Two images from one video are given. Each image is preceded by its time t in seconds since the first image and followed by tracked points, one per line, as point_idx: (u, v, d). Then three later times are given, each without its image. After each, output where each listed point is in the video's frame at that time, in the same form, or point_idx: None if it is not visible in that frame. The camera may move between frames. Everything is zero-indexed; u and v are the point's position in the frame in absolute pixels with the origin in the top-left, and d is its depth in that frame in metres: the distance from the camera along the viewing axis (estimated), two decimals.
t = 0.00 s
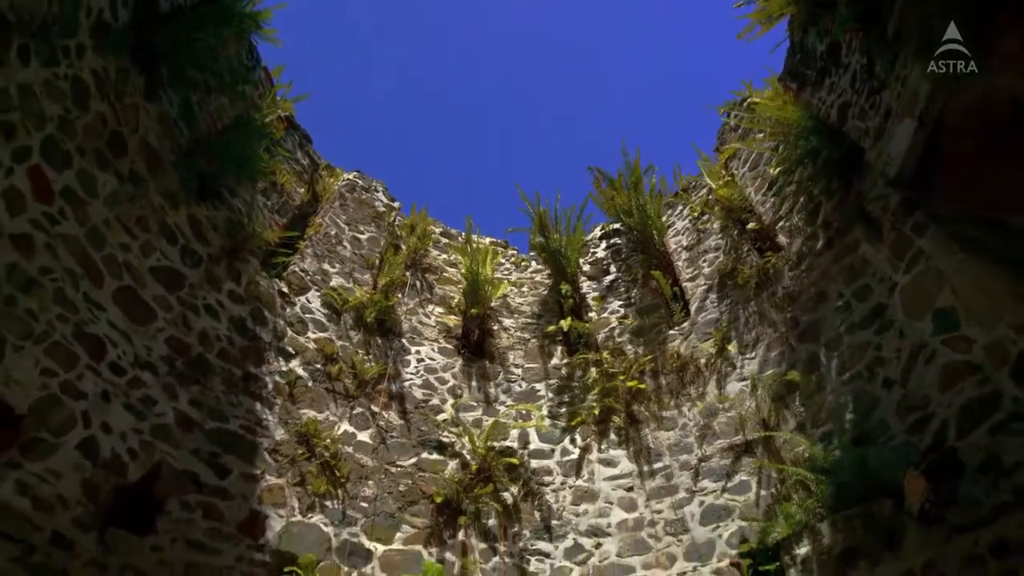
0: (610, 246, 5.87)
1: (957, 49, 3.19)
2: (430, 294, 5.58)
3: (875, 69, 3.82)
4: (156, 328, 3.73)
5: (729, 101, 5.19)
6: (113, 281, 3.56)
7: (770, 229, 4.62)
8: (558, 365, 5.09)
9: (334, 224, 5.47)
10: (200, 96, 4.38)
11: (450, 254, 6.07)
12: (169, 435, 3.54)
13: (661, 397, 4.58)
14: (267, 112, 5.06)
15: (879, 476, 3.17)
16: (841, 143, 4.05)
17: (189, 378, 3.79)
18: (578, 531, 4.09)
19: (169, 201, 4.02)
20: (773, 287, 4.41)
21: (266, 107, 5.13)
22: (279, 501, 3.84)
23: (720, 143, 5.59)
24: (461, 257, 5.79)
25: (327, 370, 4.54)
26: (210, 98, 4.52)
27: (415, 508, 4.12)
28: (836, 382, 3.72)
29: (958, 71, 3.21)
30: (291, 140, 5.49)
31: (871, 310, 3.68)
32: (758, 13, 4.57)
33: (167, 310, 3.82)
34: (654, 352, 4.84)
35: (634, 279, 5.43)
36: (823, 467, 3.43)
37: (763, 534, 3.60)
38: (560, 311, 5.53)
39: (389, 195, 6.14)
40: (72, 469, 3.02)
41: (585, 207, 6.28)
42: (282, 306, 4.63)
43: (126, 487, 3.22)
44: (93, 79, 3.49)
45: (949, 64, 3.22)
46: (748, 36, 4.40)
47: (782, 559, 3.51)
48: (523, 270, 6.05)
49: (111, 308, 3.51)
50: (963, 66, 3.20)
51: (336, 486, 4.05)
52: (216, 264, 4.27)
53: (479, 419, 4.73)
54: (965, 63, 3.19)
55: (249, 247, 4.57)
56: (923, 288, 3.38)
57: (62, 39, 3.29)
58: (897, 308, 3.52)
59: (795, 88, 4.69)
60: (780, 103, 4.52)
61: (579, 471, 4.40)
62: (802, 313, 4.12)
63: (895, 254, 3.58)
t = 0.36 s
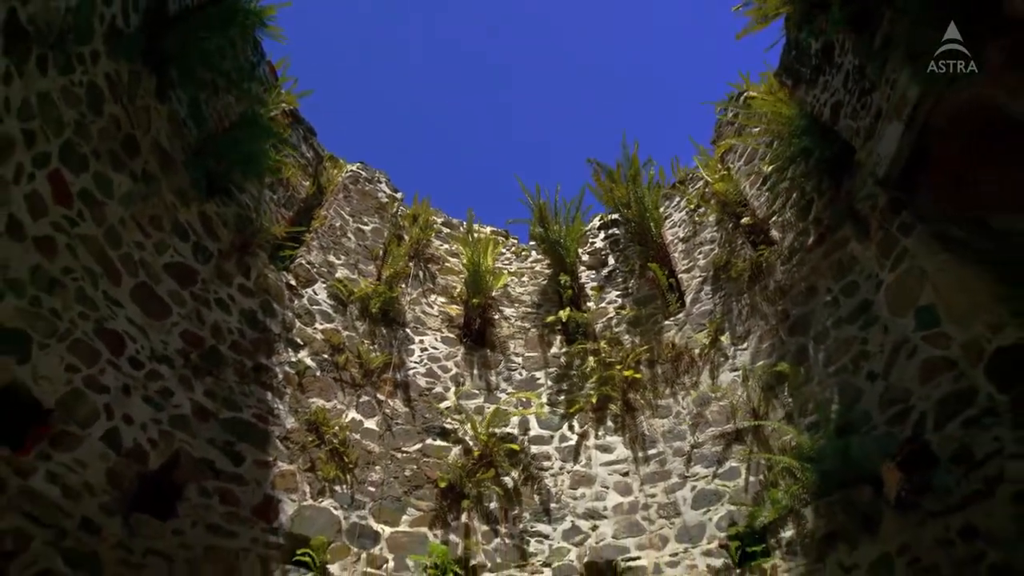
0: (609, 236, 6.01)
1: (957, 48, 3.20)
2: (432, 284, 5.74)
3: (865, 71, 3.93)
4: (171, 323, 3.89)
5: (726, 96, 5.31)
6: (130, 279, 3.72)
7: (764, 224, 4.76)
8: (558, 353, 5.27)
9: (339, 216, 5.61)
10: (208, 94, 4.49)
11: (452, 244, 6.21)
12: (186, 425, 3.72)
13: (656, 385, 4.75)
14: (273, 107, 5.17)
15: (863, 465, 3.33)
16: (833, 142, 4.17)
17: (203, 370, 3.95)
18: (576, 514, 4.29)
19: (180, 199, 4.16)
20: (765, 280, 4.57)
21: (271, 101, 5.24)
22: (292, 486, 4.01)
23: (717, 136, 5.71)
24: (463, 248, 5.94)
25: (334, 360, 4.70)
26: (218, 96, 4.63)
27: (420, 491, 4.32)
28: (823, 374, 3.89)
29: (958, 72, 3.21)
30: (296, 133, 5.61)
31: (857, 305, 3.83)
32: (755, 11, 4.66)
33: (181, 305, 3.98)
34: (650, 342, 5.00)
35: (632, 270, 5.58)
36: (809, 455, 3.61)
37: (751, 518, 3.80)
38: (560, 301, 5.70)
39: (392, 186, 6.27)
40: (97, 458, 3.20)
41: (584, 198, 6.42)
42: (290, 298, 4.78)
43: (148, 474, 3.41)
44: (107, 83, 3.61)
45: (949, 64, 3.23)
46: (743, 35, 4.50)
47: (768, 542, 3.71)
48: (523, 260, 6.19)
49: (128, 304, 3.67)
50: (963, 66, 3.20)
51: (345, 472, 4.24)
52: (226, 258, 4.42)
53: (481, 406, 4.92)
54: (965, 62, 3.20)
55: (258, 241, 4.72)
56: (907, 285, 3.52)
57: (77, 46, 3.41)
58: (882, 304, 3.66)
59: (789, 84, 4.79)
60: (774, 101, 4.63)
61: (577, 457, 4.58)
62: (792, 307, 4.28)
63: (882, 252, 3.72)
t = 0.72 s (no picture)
0: (607, 226, 6.16)
1: (959, 48, 3.16)
2: (436, 273, 5.90)
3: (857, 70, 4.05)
4: (186, 315, 4.06)
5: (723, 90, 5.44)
6: (146, 273, 3.88)
7: (757, 216, 4.90)
8: (557, 341, 5.44)
9: (343, 206, 5.76)
10: (217, 90, 4.60)
11: (455, 232, 6.37)
12: (203, 412, 3.91)
13: (653, 372, 4.93)
14: (279, 100, 5.29)
15: (849, 451, 3.55)
16: (826, 139, 4.30)
17: (217, 359, 4.13)
18: (574, 495, 4.48)
19: (192, 194, 4.31)
20: (758, 272, 4.72)
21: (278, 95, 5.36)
22: (303, 469, 4.19)
23: (715, 128, 5.84)
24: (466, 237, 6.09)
25: (341, 348, 4.88)
26: (227, 91, 4.75)
27: (425, 474, 4.52)
28: (812, 364, 4.06)
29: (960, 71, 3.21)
30: (301, 125, 5.74)
31: (846, 298, 4.01)
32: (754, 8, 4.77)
33: (195, 297, 4.15)
34: (647, 331, 5.17)
35: (629, 259, 5.73)
36: (795, 441, 3.80)
37: (740, 500, 3.97)
38: (559, 290, 5.87)
39: (395, 175, 6.41)
40: (121, 445, 3.39)
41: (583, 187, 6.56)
42: (299, 288, 4.94)
43: (167, 459, 3.61)
44: (120, 85, 3.74)
45: (950, 64, 3.23)
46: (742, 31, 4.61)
47: (756, 523, 3.86)
48: (523, 248, 6.35)
49: (145, 297, 3.83)
50: (964, 67, 3.19)
51: (353, 455, 4.42)
52: (237, 251, 4.57)
53: (483, 392, 5.10)
54: (967, 63, 3.18)
55: (267, 234, 4.87)
56: (891, 281, 3.74)
57: (93, 50, 3.53)
58: (868, 298, 3.87)
59: (785, 79, 4.90)
60: (769, 97, 4.75)
61: (575, 441, 4.77)
62: (784, 298, 4.43)
63: (870, 248, 3.92)
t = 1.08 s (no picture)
0: (606, 215, 6.31)
1: (958, 49, 3.26)
2: (438, 262, 6.06)
3: (848, 70, 4.17)
4: (200, 307, 4.23)
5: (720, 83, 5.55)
6: (161, 268, 4.04)
7: (752, 209, 5.04)
8: (557, 329, 5.62)
9: (348, 197, 5.91)
10: (228, 87, 4.73)
11: (457, 221, 6.52)
12: (217, 400, 4.09)
13: (648, 360, 5.11)
14: (284, 94, 5.41)
15: (834, 437, 3.76)
16: (818, 137, 4.43)
17: (230, 349, 4.31)
18: (572, 478, 4.69)
19: (203, 190, 4.46)
20: (751, 264, 4.88)
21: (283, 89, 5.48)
22: (313, 454, 4.38)
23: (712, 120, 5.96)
24: (468, 227, 6.24)
25: (348, 337, 5.05)
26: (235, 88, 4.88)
27: (430, 457, 4.72)
28: (800, 353, 4.24)
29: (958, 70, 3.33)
30: (305, 118, 5.88)
31: (834, 291, 4.17)
32: (749, 5, 4.87)
33: (207, 290, 4.32)
34: (643, 320, 5.34)
35: (627, 249, 5.88)
36: (782, 428, 4.00)
37: (729, 483, 4.17)
38: (559, 279, 6.03)
39: (398, 165, 6.54)
40: (142, 432, 3.58)
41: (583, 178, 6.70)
42: (306, 279, 5.10)
43: (186, 445, 3.80)
44: (134, 87, 3.88)
45: (949, 64, 3.34)
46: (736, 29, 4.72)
47: (744, 505, 4.08)
48: (524, 237, 6.50)
49: (161, 291, 4.00)
50: (963, 67, 3.30)
51: (361, 440, 4.62)
52: (246, 244, 4.73)
53: (485, 378, 5.29)
54: (965, 63, 3.29)
55: (274, 226, 5.02)
56: (877, 275, 3.90)
57: (107, 55, 3.66)
58: (855, 292, 4.03)
59: (781, 74, 5.01)
60: (764, 92, 4.87)
61: (573, 426, 4.97)
62: (775, 290, 4.60)
63: (857, 243, 4.06)
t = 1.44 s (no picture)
0: (604, 206, 6.45)
1: (958, 51, 3.31)
2: (440, 252, 6.22)
3: (839, 70, 4.29)
4: (211, 301, 4.40)
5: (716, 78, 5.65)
6: (174, 264, 4.20)
7: (746, 203, 5.18)
8: (555, 318, 5.79)
9: (351, 189, 6.06)
10: (236, 85, 4.85)
11: (458, 212, 6.66)
12: (230, 391, 4.28)
13: (644, 349, 5.30)
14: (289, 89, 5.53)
15: (819, 425, 3.95)
16: (810, 135, 4.57)
17: (241, 341, 4.48)
18: (569, 463, 4.89)
19: (212, 187, 4.61)
20: (744, 257, 5.03)
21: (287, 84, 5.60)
22: (322, 440, 4.58)
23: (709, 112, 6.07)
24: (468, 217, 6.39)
25: (353, 327, 5.22)
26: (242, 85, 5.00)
27: (433, 443, 4.91)
28: (789, 345, 4.41)
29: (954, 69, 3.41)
30: (310, 111, 6.06)
31: (823, 285, 4.34)
32: (744, 3, 4.98)
33: (218, 284, 4.49)
34: (639, 310, 5.51)
35: (624, 240, 6.03)
36: (770, 417, 4.19)
37: (720, 469, 4.37)
38: (557, 269, 6.19)
39: (399, 156, 6.67)
40: (161, 422, 3.77)
41: (581, 168, 6.84)
42: (312, 271, 5.26)
43: (201, 433, 3.99)
44: (145, 90, 4.01)
45: (952, 64, 3.38)
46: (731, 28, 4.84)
47: (734, 489, 4.28)
48: (523, 228, 6.64)
49: (175, 287, 4.16)
50: (960, 67, 3.36)
51: (367, 427, 4.81)
52: (254, 238, 4.89)
53: (486, 366, 5.48)
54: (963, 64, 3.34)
55: (281, 221, 5.17)
56: (864, 272, 4.06)
57: (120, 61, 3.79)
58: (842, 287, 4.19)
59: (776, 71, 5.12)
60: (758, 89, 4.99)
61: (571, 413, 5.16)
62: (766, 283, 4.76)
63: (845, 240, 4.21)
